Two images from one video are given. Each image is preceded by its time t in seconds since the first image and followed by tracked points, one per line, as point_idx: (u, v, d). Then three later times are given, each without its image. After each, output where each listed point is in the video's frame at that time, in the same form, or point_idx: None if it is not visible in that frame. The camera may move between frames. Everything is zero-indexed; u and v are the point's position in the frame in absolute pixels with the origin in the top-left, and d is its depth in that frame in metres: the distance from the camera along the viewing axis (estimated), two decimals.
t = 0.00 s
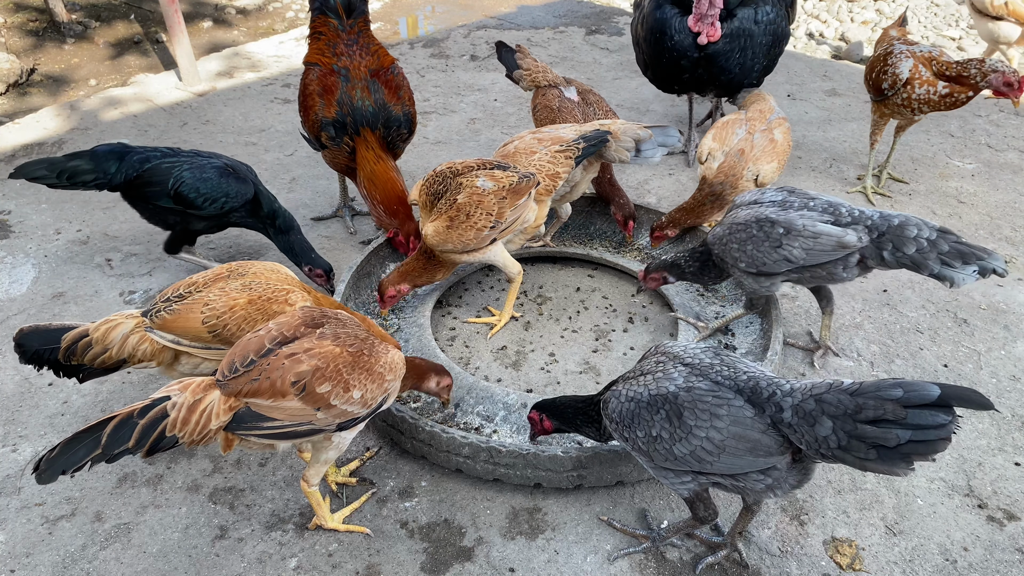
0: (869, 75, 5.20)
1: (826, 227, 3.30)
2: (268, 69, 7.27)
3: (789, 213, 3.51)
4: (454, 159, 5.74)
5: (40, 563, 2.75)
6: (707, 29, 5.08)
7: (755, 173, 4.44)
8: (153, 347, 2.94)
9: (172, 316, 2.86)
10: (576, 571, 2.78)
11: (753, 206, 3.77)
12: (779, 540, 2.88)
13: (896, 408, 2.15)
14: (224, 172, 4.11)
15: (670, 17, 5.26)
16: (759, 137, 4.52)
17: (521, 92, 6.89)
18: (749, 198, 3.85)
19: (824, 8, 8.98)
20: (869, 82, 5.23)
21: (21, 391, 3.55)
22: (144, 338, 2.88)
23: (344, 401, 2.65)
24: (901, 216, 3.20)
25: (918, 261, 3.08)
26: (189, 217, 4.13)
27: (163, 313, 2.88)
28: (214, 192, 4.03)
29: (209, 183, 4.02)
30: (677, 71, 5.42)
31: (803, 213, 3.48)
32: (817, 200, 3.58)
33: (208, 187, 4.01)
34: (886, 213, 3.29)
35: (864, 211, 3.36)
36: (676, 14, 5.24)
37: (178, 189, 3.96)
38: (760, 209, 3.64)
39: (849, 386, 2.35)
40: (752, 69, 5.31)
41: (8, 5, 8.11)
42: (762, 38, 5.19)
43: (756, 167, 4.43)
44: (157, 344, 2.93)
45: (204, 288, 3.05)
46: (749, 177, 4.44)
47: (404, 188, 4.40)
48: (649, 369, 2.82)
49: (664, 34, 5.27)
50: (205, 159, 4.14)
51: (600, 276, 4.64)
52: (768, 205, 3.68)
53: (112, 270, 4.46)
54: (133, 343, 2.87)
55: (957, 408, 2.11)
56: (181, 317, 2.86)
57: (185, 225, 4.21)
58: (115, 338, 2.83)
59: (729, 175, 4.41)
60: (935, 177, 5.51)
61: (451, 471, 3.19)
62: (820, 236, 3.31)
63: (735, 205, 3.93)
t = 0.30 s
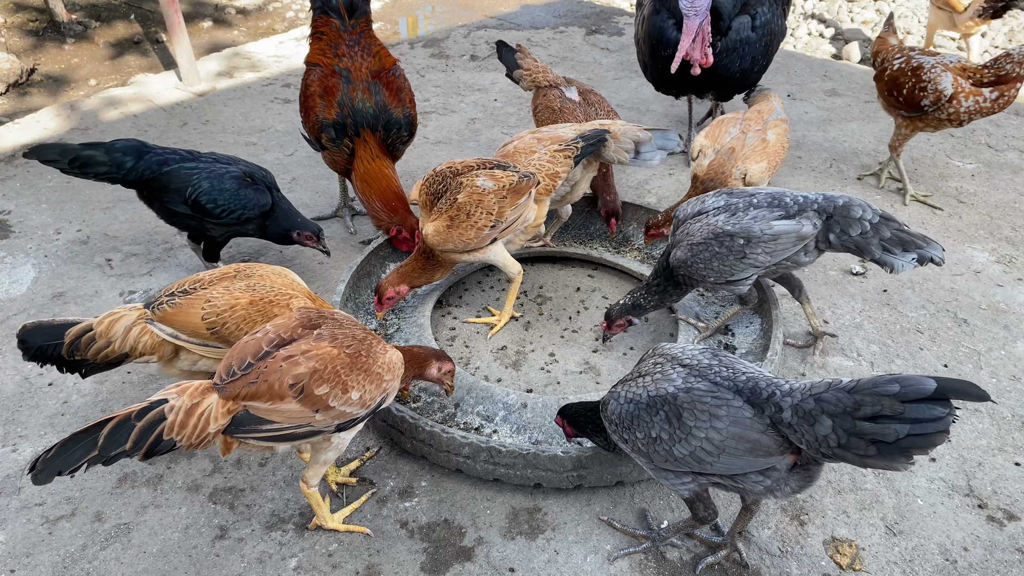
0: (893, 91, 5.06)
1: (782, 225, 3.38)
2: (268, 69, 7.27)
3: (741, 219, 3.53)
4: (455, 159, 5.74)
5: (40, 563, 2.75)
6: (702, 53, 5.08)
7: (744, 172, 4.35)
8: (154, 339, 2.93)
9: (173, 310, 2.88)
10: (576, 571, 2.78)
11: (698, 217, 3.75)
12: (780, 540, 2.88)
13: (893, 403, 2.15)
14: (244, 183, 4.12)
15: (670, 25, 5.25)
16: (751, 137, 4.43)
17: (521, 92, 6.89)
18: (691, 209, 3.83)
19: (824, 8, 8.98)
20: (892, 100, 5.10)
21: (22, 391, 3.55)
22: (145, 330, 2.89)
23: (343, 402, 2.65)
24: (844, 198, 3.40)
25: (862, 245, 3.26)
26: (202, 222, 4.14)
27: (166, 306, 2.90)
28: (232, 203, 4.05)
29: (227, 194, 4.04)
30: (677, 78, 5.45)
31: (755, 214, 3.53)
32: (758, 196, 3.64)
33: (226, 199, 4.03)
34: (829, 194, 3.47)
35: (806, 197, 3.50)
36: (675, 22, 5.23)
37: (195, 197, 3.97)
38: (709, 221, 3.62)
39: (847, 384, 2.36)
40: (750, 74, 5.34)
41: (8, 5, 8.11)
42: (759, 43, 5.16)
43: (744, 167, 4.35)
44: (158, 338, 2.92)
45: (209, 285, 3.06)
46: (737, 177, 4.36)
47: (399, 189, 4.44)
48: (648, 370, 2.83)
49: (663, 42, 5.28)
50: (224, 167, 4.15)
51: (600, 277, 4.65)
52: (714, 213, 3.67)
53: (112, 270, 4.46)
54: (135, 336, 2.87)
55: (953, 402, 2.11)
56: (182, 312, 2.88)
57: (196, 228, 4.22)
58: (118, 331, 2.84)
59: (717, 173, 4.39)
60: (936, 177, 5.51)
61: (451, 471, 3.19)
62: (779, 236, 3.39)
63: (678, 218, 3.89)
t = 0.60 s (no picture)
0: (923, 104, 4.89)
1: (775, 222, 3.40)
2: (268, 69, 7.27)
3: (733, 219, 3.55)
4: (454, 159, 5.74)
5: (41, 564, 2.75)
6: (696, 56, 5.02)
7: (739, 174, 4.33)
8: (153, 338, 2.93)
9: (171, 309, 2.88)
10: (576, 571, 2.78)
11: (688, 221, 3.76)
12: (780, 540, 2.88)
13: (898, 406, 2.16)
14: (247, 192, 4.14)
15: (665, 22, 5.21)
16: (747, 139, 4.42)
17: (521, 92, 6.89)
18: (679, 214, 3.84)
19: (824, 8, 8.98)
20: (921, 112, 4.93)
21: (21, 391, 3.55)
22: (145, 329, 2.90)
23: (345, 401, 2.65)
24: (830, 190, 3.47)
25: (850, 237, 3.35)
26: (202, 228, 4.12)
27: (165, 305, 2.90)
28: (232, 211, 4.04)
29: (228, 202, 4.03)
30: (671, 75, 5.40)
31: (745, 215, 3.55)
32: (744, 197, 3.69)
33: (228, 208, 4.02)
34: (814, 189, 3.54)
35: (793, 193, 3.56)
36: (671, 18, 5.19)
37: (197, 205, 3.97)
38: (701, 224, 3.63)
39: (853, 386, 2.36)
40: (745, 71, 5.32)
41: (8, 5, 8.11)
42: (752, 42, 5.17)
43: (738, 169, 4.33)
44: (157, 336, 2.92)
45: (209, 284, 3.06)
46: (731, 178, 4.35)
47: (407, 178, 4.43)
48: (651, 372, 2.82)
49: (658, 38, 5.23)
50: (225, 174, 4.16)
51: (600, 277, 4.65)
52: (703, 217, 3.69)
53: (112, 270, 4.46)
54: (134, 335, 2.88)
55: (960, 403, 2.11)
56: (181, 311, 2.88)
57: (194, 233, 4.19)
58: (118, 329, 2.85)
59: (712, 174, 4.38)
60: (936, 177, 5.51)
61: (451, 471, 3.19)
62: (775, 234, 3.39)
63: (666, 224, 3.90)
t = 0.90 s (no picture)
0: (954, 109, 4.80)
1: (767, 219, 3.41)
2: (268, 69, 7.27)
3: (723, 220, 3.55)
4: (454, 159, 5.74)
5: (41, 563, 2.75)
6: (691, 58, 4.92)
7: (735, 175, 4.32)
8: (153, 336, 2.93)
9: (171, 308, 2.88)
10: (576, 570, 2.78)
11: (676, 225, 3.74)
12: (779, 540, 2.88)
13: (906, 410, 2.16)
14: (251, 187, 4.11)
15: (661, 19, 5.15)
16: (745, 140, 4.41)
17: (521, 92, 6.89)
18: (664, 220, 3.81)
19: (824, 8, 8.97)
20: (952, 115, 4.85)
21: (21, 391, 3.55)
22: (145, 327, 2.90)
23: (346, 400, 2.65)
24: (813, 180, 3.50)
25: (836, 225, 3.40)
26: (209, 228, 4.14)
27: (164, 303, 2.90)
28: (237, 210, 4.03)
29: (232, 201, 4.02)
30: (664, 73, 5.37)
31: (734, 213, 3.55)
32: (728, 195, 3.68)
33: (232, 206, 4.01)
34: (797, 180, 3.56)
35: (777, 186, 3.56)
36: (668, 17, 5.13)
37: (201, 205, 3.97)
38: (691, 228, 3.61)
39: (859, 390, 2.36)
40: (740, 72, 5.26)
41: (8, 5, 8.11)
42: (747, 43, 5.12)
43: (735, 171, 4.32)
44: (157, 334, 2.93)
45: (210, 284, 3.07)
46: (727, 180, 4.34)
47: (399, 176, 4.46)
48: (653, 375, 2.81)
49: (654, 36, 5.19)
50: (226, 171, 4.14)
51: (600, 277, 4.65)
52: (692, 219, 3.67)
53: (112, 270, 4.46)
54: (134, 333, 2.88)
55: (966, 405, 2.10)
56: (180, 310, 2.88)
57: (200, 234, 4.20)
58: (118, 327, 2.85)
59: (710, 174, 4.38)
60: (936, 177, 5.51)
61: (451, 471, 3.19)
62: (766, 231, 3.41)
63: (650, 231, 3.87)
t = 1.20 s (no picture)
0: (1010, 103, 4.79)
1: (751, 223, 3.43)
2: (268, 69, 7.27)
3: (709, 219, 3.57)
4: (454, 159, 5.74)
5: (41, 563, 2.75)
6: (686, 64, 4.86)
7: (734, 175, 4.30)
8: (154, 337, 2.93)
9: (173, 309, 2.88)
10: (576, 570, 2.78)
11: (661, 224, 3.77)
12: (779, 540, 2.88)
13: (891, 412, 2.16)
14: (246, 184, 4.10)
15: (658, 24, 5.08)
16: (744, 140, 4.41)
17: (521, 92, 6.89)
18: (650, 218, 3.86)
19: (824, 8, 8.97)
20: (1007, 111, 4.84)
21: (21, 391, 3.55)
22: (146, 328, 2.89)
23: (343, 402, 2.65)
24: (800, 186, 3.50)
25: (825, 226, 3.40)
26: (207, 226, 4.15)
27: (166, 304, 2.90)
28: (234, 207, 4.04)
29: (228, 199, 4.02)
30: (662, 79, 5.26)
31: (720, 214, 3.56)
32: (715, 196, 3.70)
33: (228, 205, 4.02)
34: (784, 185, 3.57)
35: (765, 191, 3.57)
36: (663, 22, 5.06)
37: (198, 203, 3.98)
38: (676, 226, 3.63)
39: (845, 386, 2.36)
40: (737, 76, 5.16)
41: (8, 5, 8.11)
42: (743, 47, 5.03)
43: (733, 170, 4.30)
44: (158, 335, 2.92)
45: (211, 285, 3.07)
46: (726, 179, 4.33)
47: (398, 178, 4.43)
48: (640, 375, 2.80)
49: (650, 40, 5.11)
50: (221, 168, 4.12)
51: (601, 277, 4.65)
52: (678, 218, 3.70)
53: (112, 270, 4.46)
54: (135, 333, 2.88)
55: (950, 411, 2.12)
56: (181, 311, 2.88)
57: (202, 232, 4.23)
58: (119, 327, 2.85)
59: (709, 174, 4.40)
60: (936, 177, 5.51)
61: (451, 471, 3.19)
62: (750, 233, 3.43)
63: (638, 227, 3.93)
